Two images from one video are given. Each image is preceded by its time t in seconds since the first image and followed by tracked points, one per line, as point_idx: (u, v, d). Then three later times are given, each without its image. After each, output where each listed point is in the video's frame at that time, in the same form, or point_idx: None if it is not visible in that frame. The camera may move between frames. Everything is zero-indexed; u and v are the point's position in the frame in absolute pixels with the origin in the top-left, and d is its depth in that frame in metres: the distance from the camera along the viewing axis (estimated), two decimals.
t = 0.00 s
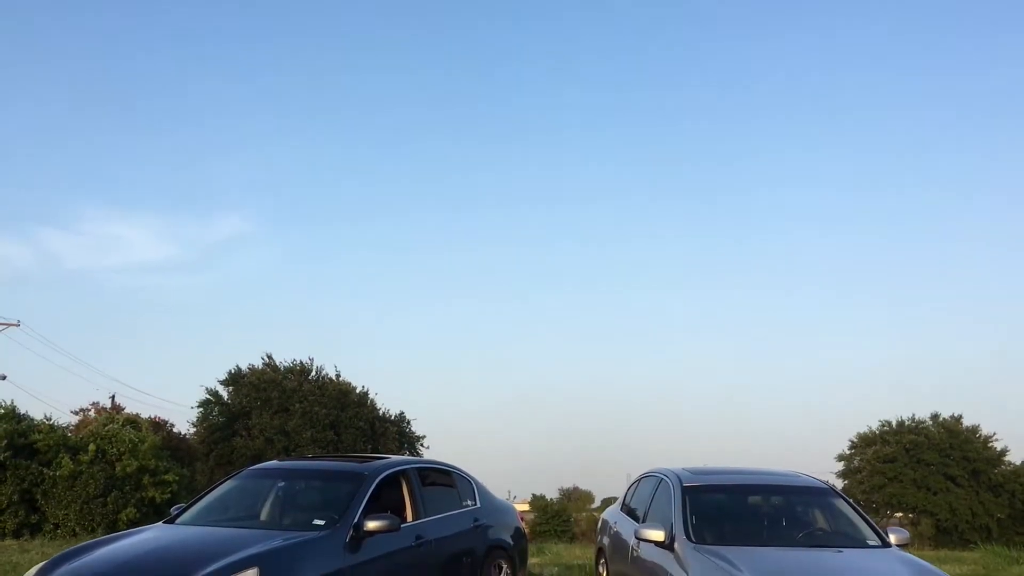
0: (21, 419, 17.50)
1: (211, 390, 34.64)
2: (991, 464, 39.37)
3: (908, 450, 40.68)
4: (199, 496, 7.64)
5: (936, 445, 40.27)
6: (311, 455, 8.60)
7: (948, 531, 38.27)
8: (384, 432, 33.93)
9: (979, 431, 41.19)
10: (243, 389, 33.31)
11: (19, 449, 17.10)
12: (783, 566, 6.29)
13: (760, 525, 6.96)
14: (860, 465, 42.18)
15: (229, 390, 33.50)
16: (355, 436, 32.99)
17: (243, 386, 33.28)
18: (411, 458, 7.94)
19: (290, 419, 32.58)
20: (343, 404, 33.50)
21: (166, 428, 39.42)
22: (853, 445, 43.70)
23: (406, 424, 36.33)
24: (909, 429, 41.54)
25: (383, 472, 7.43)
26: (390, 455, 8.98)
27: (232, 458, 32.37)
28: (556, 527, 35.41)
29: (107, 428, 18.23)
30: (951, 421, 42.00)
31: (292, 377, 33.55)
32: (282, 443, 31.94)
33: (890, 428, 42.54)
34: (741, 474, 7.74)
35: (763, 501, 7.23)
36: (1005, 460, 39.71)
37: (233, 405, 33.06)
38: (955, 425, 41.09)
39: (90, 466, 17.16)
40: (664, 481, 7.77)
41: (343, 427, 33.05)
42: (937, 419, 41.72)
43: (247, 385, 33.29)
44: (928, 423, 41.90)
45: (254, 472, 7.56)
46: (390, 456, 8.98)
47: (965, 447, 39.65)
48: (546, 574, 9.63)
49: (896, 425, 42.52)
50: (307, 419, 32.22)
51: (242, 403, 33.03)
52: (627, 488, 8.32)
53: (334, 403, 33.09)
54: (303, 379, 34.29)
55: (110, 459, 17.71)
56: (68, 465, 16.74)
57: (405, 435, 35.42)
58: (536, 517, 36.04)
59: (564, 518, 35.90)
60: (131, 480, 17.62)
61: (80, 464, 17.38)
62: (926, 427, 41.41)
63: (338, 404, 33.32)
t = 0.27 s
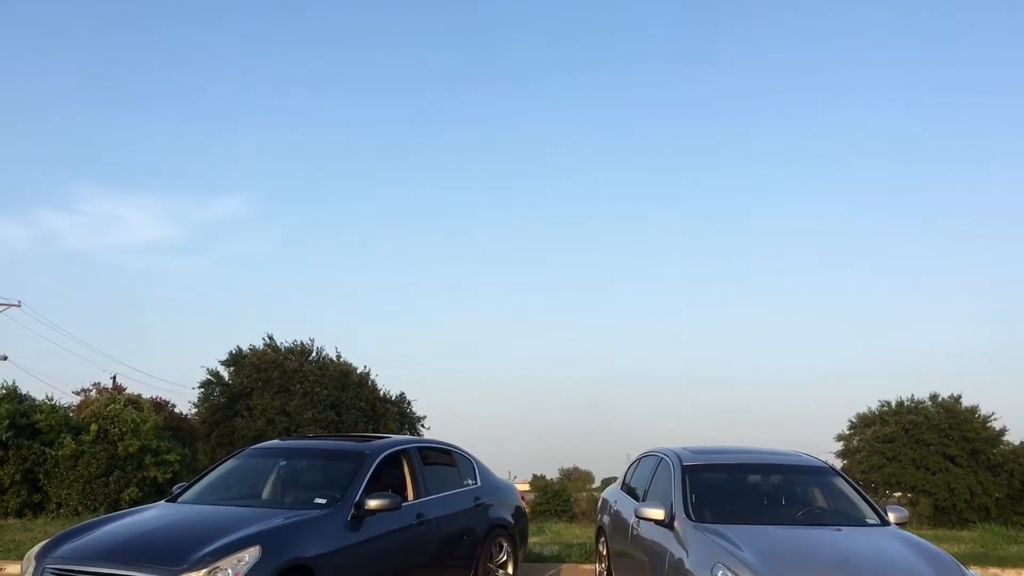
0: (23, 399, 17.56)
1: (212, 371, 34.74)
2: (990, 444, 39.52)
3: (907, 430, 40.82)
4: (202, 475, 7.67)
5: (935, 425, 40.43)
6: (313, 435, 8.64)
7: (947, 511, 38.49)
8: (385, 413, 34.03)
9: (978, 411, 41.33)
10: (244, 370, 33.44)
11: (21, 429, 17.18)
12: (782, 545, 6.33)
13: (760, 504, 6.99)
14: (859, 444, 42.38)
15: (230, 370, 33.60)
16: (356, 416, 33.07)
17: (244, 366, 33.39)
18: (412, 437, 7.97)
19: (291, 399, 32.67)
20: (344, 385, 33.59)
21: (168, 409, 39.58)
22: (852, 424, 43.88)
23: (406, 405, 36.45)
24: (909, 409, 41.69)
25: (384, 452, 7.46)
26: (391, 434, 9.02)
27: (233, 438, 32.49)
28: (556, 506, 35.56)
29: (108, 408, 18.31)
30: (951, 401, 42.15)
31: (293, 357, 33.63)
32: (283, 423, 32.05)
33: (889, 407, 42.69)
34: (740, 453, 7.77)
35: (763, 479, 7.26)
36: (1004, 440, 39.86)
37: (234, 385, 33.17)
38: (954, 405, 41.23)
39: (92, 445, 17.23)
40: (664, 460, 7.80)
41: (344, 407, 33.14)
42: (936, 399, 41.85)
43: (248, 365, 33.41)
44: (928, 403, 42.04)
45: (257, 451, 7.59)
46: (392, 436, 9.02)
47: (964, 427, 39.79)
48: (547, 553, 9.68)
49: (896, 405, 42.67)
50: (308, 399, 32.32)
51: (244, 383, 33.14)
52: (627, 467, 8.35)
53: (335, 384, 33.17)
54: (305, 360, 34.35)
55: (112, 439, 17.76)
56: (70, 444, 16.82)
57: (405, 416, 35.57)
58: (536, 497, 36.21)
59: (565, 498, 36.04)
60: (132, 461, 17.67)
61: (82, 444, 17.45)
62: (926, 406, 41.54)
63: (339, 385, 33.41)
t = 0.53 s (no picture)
0: (26, 376, 17.58)
1: (214, 349, 34.87)
2: (990, 422, 39.67)
3: (908, 409, 40.96)
4: (205, 451, 7.70)
5: (936, 403, 40.56)
6: (315, 411, 8.67)
7: (947, 489, 38.68)
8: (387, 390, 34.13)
9: (979, 388, 41.45)
10: (246, 347, 33.58)
11: (24, 406, 17.14)
12: (783, 521, 6.36)
13: (760, 480, 7.02)
14: (860, 423, 42.55)
15: (233, 348, 33.74)
16: (358, 393, 33.15)
17: (246, 343, 33.52)
18: (414, 414, 7.99)
19: (293, 377, 32.78)
20: (345, 362, 33.68)
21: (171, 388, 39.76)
22: (853, 402, 44.05)
23: (408, 383, 36.60)
24: (910, 387, 41.82)
25: (386, 428, 7.49)
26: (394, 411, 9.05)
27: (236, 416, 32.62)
28: (557, 483, 35.71)
29: (110, 386, 18.37)
30: (952, 379, 42.26)
31: (295, 335, 33.74)
32: (286, 401, 32.17)
33: (890, 385, 42.84)
34: (741, 430, 7.79)
35: (764, 456, 7.28)
36: (1004, 418, 40.00)
37: (236, 363, 33.31)
38: (955, 382, 41.35)
39: (95, 422, 17.31)
40: (665, 436, 7.82)
41: (347, 384, 33.23)
42: (937, 377, 41.97)
43: (250, 343, 33.57)
44: (928, 382, 42.18)
45: (259, 427, 7.62)
46: (394, 412, 9.05)
47: (965, 405, 39.93)
48: (548, 529, 9.74)
49: (897, 383, 42.81)
50: (310, 377, 32.42)
51: (246, 361, 33.27)
52: (628, 443, 8.38)
53: (337, 362, 33.25)
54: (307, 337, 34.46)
55: (115, 417, 17.80)
56: (73, 421, 16.91)
57: (407, 394, 35.74)
58: (538, 474, 36.35)
59: (566, 475, 36.21)
60: (135, 438, 17.76)
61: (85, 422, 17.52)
62: (926, 384, 41.69)
63: (341, 362, 33.50)
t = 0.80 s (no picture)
0: (32, 353, 17.66)
1: (219, 326, 35.03)
2: (994, 399, 39.72)
3: (911, 386, 41.03)
4: (210, 426, 7.74)
5: (939, 380, 40.62)
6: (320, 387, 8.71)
7: (950, 465, 38.79)
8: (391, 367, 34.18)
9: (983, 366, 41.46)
10: (250, 325, 33.76)
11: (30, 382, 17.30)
12: (786, 496, 6.39)
13: (764, 456, 7.03)
14: (863, 400, 42.67)
15: (237, 325, 33.92)
16: (363, 369, 33.12)
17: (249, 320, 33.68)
18: (418, 390, 8.01)
19: (298, 354, 32.88)
20: (349, 339, 33.73)
21: (177, 365, 40.00)
22: (856, 380, 44.16)
23: (413, 360, 36.73)
24: (914, 365, 41.90)
25: (390, 403, 7.51)
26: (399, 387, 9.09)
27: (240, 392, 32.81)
28: (560, 459, 35.86)
29: (117, 361, 18.41)
30: (956, 356, 42.29)
31: (300, 313, 33.85)
32: (290, 378, 32.33)
33: (894, 363, 42.89)
34: (745, 406, 7.80)
35: (767, 432, 7.30)
36: (1007, 395, 40.04)
37: (241, 340, 33.51)
38: (959, 359, 41.39)
39: (101, 398, 17.37)
40: (669, 412, 7.84)
41: (351, 361, 33.22)
42: (941, 354, 42.01)
43: (254, 321, 33.73)
44: (932, 359, 42.24)
45: (264, 403, 7.65)
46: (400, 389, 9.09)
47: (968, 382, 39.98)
48: (552, 504, 9.78)
49: (901, 361, 42.88)
50: (314, 354, 32.49)
51: (250, 338, 33.44)
52: (632, 419, 8.39)
53: (340, 338, 33.27)
54: (312, 315, 34.56)
55: (121, 392, 17.82)
56: (78, 397, 16.98)
57: (411, 371, 35.88)
58: (541, 451, 36.48)
59: (570, 452, 36.38)
60: (142, 413, 17.77)
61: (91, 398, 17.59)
62: (930, 361, 41.75)
63: (345, 339, 33.53)
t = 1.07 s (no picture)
0: (38, 329, 17.72)
1: (224, 302, 35.14)
2: (999, 376, 39.72)
3: (916, 362, 41.04)
4: (216, 401, 7.77)
5: (944, 356, 40.62)
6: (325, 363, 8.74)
7: (953, 441, 38.92)
8: (396, 343, 34.24)
9: (989, 343, 41.42)
10: (255, 302, 33.87)
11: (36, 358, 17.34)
12: (790, 471, 6.40)
13: (768, 431, 7.05)
14: (867, 376, 42.74)
15: (242, 302, 34.04)
16: (368, 345, 33.18)
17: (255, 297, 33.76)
18: (423, 365, 8.03)
19: (303, 330, 32.96)
20: (354, 315, 33.79)
21: (183, 341, 40.15)
22: (861, 357, 44.20)
23: (417, 336, 36.82)
24: (918, 341, 41.89)
25: (394, 378, 7.53)
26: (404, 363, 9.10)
27: (245, 368, 32.95)
28: (565, 436, 36.02)
29: (122, 338, 18.49)
30: (961, 332, 42.26)
31: (304, 289, 33.92)
32: (295, 354, 32.45)
33: (899, 339, 42.89)
34: (749, 381, 7.81)
35: (772, 407, 7.31)
36: (1013, 372, 40.03)
37: (246, 316, 33.62)
38: (965, 336, 41.37)
39: (107, 373, 17.45)
40: (673, 388, 7.85)
41: (356, 337, 33.26)
42: (946, 331, 41.99)
43: (259, 297, 33.83)
44: (937, 336, 42.22)
45: (269, 378, 7.68)
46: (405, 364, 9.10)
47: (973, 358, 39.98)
48: (556, 479, 9.82)
49: (906, 337, 42.87)
50: (319, 330, 32.58)
51: (255, 314, 33.56)
52: (637, 395, 8.40)
53: (345, 314, 33.35)
54: (317, 291, 34.63)
55: (127, 368, 17.93)
56: (85, 373, 17.06)
57: (416, 348, 35.99)
58: (546, 427, 36.57)
59: (574, 428, 36.55)
60: (148, 389, 17.91)
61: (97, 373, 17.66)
62: (935, 338, 41.74)
63: (349, 315, 33.59)
